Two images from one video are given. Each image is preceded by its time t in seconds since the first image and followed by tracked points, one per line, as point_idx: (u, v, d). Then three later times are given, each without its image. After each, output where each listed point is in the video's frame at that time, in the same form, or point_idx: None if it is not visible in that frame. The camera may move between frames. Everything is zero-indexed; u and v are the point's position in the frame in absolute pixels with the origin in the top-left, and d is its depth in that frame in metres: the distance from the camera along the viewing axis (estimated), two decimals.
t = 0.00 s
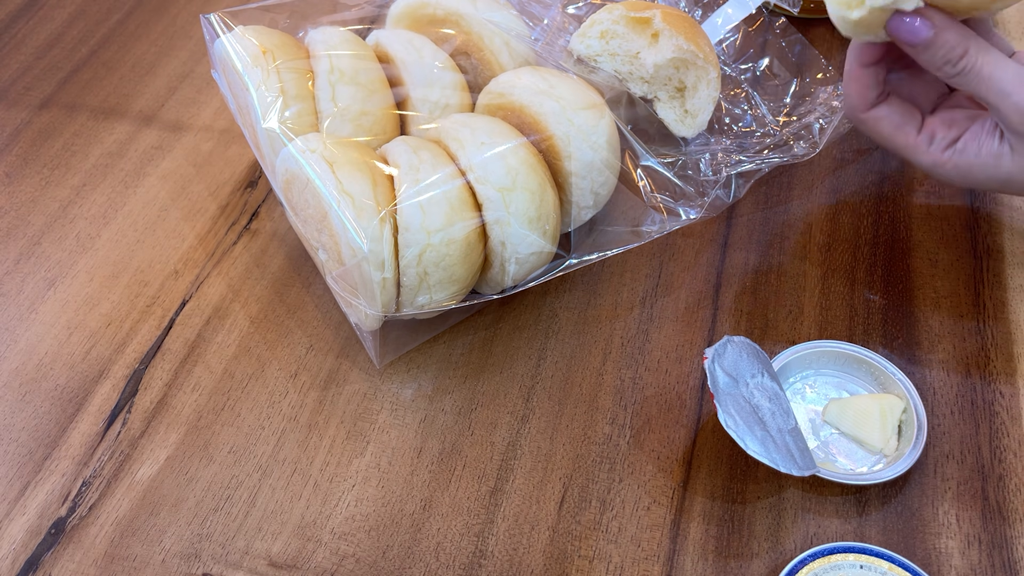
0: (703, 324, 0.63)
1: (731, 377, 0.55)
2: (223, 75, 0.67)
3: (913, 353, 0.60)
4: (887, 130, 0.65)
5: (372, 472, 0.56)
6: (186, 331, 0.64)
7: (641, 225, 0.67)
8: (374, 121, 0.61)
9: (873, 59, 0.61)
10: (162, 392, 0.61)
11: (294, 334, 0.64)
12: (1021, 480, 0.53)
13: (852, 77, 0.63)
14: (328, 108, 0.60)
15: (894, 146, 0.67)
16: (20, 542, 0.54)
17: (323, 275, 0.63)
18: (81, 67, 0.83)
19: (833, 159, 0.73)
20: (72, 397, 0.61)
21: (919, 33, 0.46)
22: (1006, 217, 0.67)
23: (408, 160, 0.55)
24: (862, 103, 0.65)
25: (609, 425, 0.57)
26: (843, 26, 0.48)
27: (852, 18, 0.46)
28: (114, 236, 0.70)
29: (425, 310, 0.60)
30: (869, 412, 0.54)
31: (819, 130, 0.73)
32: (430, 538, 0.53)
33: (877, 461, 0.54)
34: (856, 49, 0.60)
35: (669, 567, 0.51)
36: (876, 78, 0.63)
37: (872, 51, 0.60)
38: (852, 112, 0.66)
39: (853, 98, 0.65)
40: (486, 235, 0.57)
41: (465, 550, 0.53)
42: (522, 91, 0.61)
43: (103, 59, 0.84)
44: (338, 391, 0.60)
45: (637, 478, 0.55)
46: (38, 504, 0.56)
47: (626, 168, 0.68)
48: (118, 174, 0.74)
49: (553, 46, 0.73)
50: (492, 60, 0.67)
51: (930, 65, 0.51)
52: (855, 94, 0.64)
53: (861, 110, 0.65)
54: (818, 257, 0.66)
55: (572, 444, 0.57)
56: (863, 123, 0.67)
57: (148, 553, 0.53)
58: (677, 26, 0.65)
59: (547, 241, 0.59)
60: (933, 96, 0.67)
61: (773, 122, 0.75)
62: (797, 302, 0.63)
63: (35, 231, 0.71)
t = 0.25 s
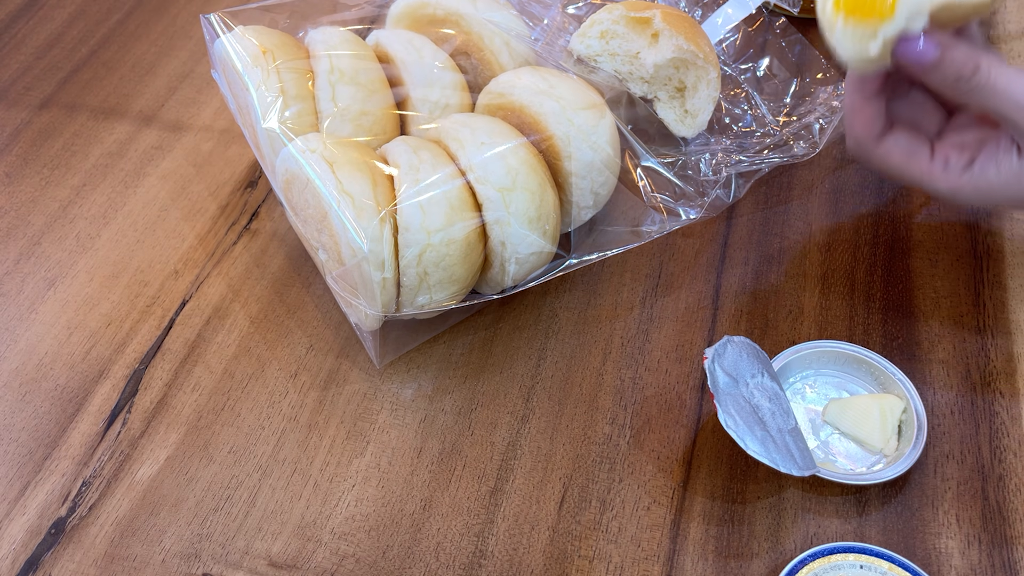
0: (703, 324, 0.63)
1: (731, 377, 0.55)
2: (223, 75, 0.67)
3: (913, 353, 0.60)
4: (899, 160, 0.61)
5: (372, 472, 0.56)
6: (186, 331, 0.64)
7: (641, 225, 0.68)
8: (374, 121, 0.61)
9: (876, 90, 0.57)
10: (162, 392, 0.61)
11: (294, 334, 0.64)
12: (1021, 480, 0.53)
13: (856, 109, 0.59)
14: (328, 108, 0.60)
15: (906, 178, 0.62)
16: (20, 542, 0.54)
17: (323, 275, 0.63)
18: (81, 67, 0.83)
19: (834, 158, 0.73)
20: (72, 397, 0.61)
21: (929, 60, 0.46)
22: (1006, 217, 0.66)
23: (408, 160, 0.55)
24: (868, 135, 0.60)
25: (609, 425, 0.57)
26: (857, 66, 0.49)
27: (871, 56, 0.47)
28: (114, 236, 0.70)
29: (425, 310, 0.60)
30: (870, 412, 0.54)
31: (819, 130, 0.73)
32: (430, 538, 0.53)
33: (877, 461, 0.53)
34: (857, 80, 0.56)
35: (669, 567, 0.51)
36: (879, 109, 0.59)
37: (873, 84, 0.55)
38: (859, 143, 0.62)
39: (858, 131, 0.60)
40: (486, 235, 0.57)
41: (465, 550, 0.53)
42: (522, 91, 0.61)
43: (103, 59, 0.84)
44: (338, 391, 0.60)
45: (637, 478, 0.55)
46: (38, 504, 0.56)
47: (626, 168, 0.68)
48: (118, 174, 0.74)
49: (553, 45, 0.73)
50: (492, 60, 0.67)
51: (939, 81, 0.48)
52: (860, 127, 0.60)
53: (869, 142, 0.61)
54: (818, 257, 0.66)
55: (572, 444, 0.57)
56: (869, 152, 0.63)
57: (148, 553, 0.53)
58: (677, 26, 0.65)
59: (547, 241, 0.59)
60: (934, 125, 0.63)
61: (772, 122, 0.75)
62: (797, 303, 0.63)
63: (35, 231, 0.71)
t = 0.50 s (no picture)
0: (703, 324, 0.63)
1: (731, 377, 0.55)
2: (223, 75, 0.67)
3: (912, 354, 0.60)
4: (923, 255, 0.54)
5: (372, 472, 0.56)
6: (186, 331, 0.64)
7: (641, 225, 0.68)
8: (374, 121, 0.61)
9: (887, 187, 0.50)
10: (162, 392, 0.61)
11: (294, 333, 0.64)
12: (1021, 480, 0.53)
13: (866, 208, 0.52)
14: (328, 108, 0.60)
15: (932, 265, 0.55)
16: (20, 542, 0.54)
17: (323, 275, 0.63)
18: (81, 67, 0.83)
19: (834, 158, 0.73)
20: (72, 397, 0.61)
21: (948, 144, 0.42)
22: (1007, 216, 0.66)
23: (408, 160, 0.55)
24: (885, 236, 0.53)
25: (609, 425, 0.57)
26: (866, 164, 0.45)
27: (896, 153, 0.43)
28: (113, 236, 0.70)
29: (425, 310, 0.60)
30: (869, 412, 0.54)
31: (819, 130, 0.73)
32: (430, 538, 0.53)
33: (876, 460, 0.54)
34: (858, 177, 0.49)
35: (669, 567, 0.51)
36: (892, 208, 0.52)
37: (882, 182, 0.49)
38: (874, 247, 0.54)
39: (871, 233, 0.53)
40: (486, 235, 0.57)
41: (465, 550, 0.53)
42: (522, 91, 0.61)
43: (103, 59, 0.84)
44: (338, 391, 0.61)
45: (637, 478, 0.55)
46: (38, 504, 0.56)
47: (626, 167, 0.68)
48: (118, 174, 0.74)
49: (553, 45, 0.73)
50: (492, 60, 0.67)
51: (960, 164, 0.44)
52: (875, 230, 0.53)
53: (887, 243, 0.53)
54: (818, 258, 0.66)
55: (572, 444, 0.57)
56: (890, 259, 0.55)
57: (148, 553, 0.53)
58: (677, 26, 0.65)
59: (547, 241, 0.59)
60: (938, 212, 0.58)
61: (773, 121, 0.75)
62: (797, 303, 0.63)
63: (35, 231, 0.71)
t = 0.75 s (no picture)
0: (703, 324, 0.63)
1: (731, 377, 0.55)
2: (223, 75, 0.67)
3: (912, 353, 0.60)
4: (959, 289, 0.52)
5: (372, 472, 0.56)
6: (186, 331, 0.64)
7: (641, 225, 0.68)
8: (374, 121, 0.61)
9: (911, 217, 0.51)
10: (162, 392, 0.61)
11: (294, 333, 0.64)
12: (1021, 480, 0.53)
13: (898, 241, 0.52)
14: (328, 108, 0.60)
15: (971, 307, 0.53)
16: (20, 543, 0.54)
17: (323, 275, 0.63)
18: (81, 67, 0.83)
19: (834, 158, 0.73)
20: (72, 397, 0.61)
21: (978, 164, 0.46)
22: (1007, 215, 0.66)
23: (408, 160, 0.55)
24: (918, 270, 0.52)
25: (609, 426, 0.57)
26: (917, 188, 0.46)
27: (948, 169, 0.45)
28: (113, 236, 0.70)
29: (425, 310, 0.60)
30: (870, 413, 0.54)
31: (819, 130, 0.73)
32: (430, 538, 0.53)
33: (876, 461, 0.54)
34: (893, 204, 0.50)
35: (669, 567, 0.51)
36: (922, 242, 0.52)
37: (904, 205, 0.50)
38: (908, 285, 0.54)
39: (906, 269, 0.53)
40: (486, 235, 0.57)
41: (465, 550, 0.53)
42: (522, 91, 0.61)
43: (103, 59, 0.84)
44: (338, 391, 0.60)
45: (637, 478, 0.55)
46: (38, 504, 0.56)
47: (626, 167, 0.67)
48: (118, 174, 0.74)
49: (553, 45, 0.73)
50: (492, 60, 0.67)
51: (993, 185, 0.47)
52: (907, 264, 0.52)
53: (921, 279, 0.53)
54: (819, 258, 0.66)
55: (572, 444, 0.57)
56: (924, 298, 0.54)
57: (148, 553, 0.53)
58: (677, 26, 0.65)
59: (547, 241, 0.59)
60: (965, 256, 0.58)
61: (772, 122, 0.75)
62: (797, 302, 0.63)
63: (35, 231, 0.71)
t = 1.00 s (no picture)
0: (703, 324, 0.63)
1: (731, 377, 0.55)
2: (223, 75, 0.67)
3: (912, 353, 0.60)
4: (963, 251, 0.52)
5: (372, 472, 0.56)
6: (186, 331, 0.64)
7: (641, 226, 0.68)
8: (374, 121, 0.61)
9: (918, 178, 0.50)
10: (162, 392, 0.61)
11: (294, 333, 0.64)
12: (1021, 480, 0.53)
13: (902, 202, 0.51)
14: (328, 108, 0.60)
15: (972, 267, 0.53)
16: (20, 542, 0.54)
17: (323, 275, 0.63)
18: (81, 67, 0.83)
19: (834, 158, 0.73)
20: (72, 397, 0.61)
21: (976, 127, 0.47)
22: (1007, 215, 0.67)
23: (408, 160, 0.55)
24: (923, 232, 0.52)
25: (609, 425, 0.57)
26: (940, 146, 0.46)
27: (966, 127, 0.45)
28: (113, 236, 0.70)
29: (425, 310, 0.60)
30: (870, 413, 0.54)
31: (819, 130, 0.73)
32: (430, 538, 0.53)
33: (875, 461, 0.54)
34: (901, 164, 0.50)
35: (670, 567, 0.51)
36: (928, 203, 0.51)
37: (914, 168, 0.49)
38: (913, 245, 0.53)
39: (911, 230, 0.52)
40: (486, 235, 0.57)
41: (465, 550, 0.53)
42: (522, 91, 0.61)
43: (103, 59, 0.84)
44: (338, 391, 0.60)
45: (637, 478, 0.55)
46: (38, 504, 0.56)
47: (627, 167, 0.67)
48: (118, 174, 0.74)
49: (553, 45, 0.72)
50: (492, 60, 0.67)
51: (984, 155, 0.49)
52: (912, 224, 0.52)
53: (925, 239, 0.52)
54: (818, 258, 0.66)
55: (572, 444, 0.57)
56: (929, 258, 0.54)
57: (148, 553, 0.53)
58: (677, 26, 0.65)
59: (547, 241, 0.59)
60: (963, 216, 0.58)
61: (771, 122, 0.75)
62: (797, 302, 0.63)
63: (35, 231, 0.71)
